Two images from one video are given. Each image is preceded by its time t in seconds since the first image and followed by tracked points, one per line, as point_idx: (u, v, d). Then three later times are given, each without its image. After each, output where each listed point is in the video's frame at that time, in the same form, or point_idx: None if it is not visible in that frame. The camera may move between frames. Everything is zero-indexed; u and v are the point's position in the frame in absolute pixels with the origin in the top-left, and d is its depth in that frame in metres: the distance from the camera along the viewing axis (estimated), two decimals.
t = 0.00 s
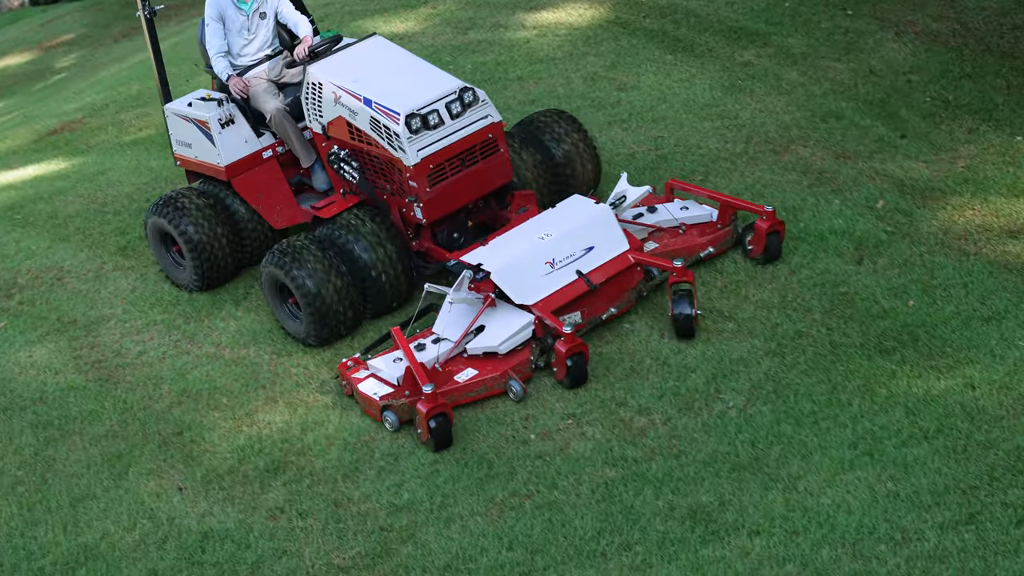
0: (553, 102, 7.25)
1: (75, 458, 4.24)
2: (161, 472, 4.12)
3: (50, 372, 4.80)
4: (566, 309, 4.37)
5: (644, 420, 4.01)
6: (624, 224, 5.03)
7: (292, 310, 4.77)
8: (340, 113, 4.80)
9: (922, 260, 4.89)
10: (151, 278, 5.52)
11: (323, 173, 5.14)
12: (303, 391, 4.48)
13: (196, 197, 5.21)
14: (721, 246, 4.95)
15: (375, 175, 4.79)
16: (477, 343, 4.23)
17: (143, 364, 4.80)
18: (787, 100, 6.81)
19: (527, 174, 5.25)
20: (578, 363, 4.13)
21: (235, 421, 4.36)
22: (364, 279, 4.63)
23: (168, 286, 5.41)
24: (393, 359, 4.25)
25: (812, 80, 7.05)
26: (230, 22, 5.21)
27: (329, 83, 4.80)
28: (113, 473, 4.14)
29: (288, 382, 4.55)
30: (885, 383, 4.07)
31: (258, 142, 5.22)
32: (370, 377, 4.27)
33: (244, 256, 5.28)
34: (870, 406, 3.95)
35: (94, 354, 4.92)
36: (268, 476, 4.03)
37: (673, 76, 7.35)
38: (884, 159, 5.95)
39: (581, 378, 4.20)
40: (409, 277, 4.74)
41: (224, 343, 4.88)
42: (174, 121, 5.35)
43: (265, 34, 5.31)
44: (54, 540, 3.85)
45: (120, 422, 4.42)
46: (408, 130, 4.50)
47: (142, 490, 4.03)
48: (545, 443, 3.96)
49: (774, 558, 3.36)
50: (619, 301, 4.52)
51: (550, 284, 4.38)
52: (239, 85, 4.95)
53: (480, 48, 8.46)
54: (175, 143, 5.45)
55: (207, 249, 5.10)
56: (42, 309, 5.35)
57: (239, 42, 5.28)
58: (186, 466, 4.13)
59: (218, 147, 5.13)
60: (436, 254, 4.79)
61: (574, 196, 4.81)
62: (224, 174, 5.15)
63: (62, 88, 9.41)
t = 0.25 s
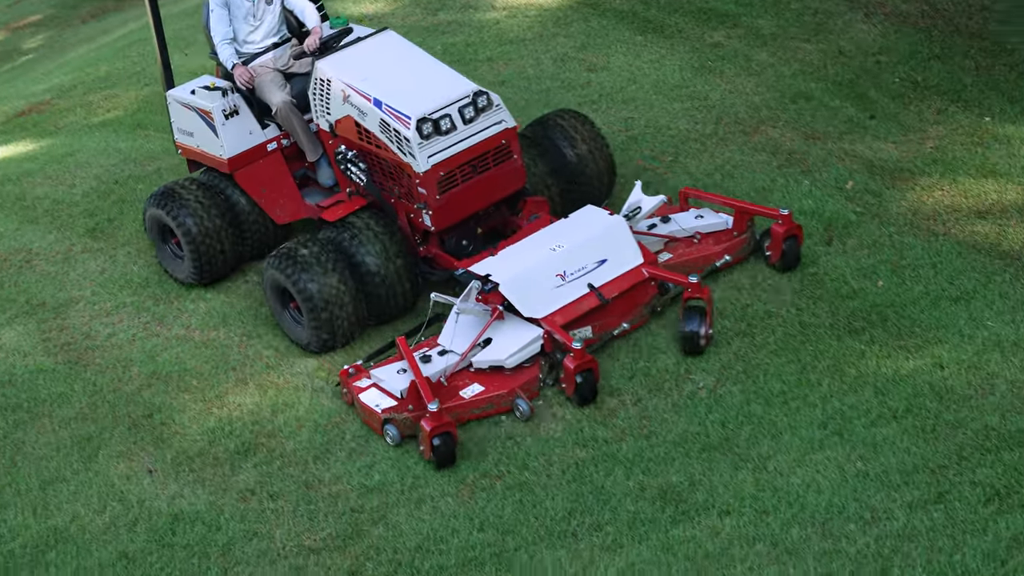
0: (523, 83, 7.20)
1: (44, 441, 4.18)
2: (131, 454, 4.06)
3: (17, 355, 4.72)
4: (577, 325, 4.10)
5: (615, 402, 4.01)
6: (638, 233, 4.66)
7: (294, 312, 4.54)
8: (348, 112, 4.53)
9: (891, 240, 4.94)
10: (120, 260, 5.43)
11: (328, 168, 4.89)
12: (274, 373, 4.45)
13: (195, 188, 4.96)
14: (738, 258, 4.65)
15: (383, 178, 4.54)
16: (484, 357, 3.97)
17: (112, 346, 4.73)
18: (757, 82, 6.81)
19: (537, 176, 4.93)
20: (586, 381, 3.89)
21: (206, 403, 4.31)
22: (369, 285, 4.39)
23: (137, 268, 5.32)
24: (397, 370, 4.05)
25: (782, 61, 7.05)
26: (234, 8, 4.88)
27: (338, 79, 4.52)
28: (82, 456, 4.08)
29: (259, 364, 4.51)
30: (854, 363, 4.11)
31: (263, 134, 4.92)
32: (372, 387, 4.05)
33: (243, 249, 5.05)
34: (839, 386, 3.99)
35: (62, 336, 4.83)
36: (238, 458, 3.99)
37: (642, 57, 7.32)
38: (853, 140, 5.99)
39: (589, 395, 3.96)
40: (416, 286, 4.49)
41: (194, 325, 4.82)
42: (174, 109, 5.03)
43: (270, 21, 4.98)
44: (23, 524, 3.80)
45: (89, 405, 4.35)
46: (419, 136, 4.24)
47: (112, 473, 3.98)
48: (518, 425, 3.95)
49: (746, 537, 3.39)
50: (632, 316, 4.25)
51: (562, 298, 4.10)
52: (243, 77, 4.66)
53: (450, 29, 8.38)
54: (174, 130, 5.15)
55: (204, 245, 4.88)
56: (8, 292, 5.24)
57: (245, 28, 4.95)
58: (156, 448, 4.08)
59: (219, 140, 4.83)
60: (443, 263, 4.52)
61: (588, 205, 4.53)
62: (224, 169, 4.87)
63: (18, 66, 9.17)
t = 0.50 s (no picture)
0: (501, 60, 7.15)
1: (21, 419, 4.14)
2: (109, 432, 4.03)
3: None
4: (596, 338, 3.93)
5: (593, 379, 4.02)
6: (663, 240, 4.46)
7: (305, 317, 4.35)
8: (370, 110, 4.38)
9: (868, 217, 4.96)
10: (96, 238, 5.36)
11: (344, 163, 4.75)
12: (252, 351, 4.42)
13: (206, 182, 4.78)
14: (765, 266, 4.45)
15: (401, 179, 4.38)
16: (499, 371, 3.80)
17: (90, 324, 4.68)
18: (734, 59, 6.80)
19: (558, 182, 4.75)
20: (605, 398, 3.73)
21: (184, 381, 4.29)
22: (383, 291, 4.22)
23: (114, 246, 5.26)
24: (407, 383, 3.85)
25: (760, 37, 7.03)
26: None
27: (362, 75, 4.37)
28: (59, 434, 4.04)
29: (236, 342, 4.48)
30: (831, 340, 4.13)
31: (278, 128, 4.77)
32: (381, 401, 3.86)
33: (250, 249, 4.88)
34: (816, 363, 4.01)
35: (39, 314, 4.78)
36: (216, 436, 3.97)
37: (620, 34, 7.28)
38: (830, 117, 6.00)
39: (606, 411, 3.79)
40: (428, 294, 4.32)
41: (171, 303, 4.78)
42: (186, 98, 4.86)
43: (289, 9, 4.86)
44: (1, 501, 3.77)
45: (66, 383, 4.32)
46: (444, 139, 4.09)
47: (89, 451, 3.94)
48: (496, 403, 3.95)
49: (723, 512, 3.41)
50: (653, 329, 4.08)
51: (580, 308, 3.94)
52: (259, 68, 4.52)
53: (426, 5, 8.28)
54: (186, 121, 4.98)
55: (214, 241, 4.70)
56: None
57: (262, 16, 4.81)
58: (134, 426, 4.05)
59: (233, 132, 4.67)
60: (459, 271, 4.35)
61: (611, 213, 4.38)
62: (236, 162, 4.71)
63: None
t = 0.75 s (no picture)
0: (481, 39, 7.10)
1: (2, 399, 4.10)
2: (90, 412, 4.00)
3: None
4: (623, 348, 3.78)
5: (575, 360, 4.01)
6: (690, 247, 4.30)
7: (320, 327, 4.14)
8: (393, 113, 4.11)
9: (849, 196, 4.97)
10: (76, 218, 5.29)
11: (362, 165, 4.48)
12: (232, 331, 4.39)
13: (216, 181, 4.58)
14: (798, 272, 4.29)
15: (424, 186, 4.12)
16: (524, 385, 3.65)
17: (70, 304, 4.63)
18: (715, 37, 6.76)
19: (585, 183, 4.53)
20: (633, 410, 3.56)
21: (164, 361, 4.25)
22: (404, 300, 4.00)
23: (93, 227, 5.19)
24: (427, 400, 3.69)
25: (740, 16, 6.99)
26: None
27: (386, 75, 4.11)
28: (40, 415, 4.00)
29: (217, 322, 4.45)
30: (812, 319, 4.15)
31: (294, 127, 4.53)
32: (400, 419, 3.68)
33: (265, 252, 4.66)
34: (797, 342, 4.03)
35: (17, 295, 4.72)
36: (197, 416, 3.94)
37: (601, 13, 7.22)
38: (810, 96, 5.99)
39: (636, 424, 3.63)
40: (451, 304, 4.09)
41: (151, 283, 4.73)
42: (198, 94, 4.68)
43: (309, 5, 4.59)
44: None
45: (47, 363, 4.27)
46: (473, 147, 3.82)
47: (70, 431, 3.91)
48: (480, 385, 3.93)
49: (705, 490, 3.42)
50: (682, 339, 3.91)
51: (605, 319, 3.77)
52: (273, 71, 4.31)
53: None
54: (199, 118, 4.79)
55: (226, 243, 4.50)
56: None
57: (280, 10, 4.56)
58: (115, 406, 4.02)
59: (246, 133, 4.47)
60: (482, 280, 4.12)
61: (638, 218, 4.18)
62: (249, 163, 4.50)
63: None
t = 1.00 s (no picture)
0: (463, 14, 7.02)
1: None
2: (71, 388, 3.96)
3: None
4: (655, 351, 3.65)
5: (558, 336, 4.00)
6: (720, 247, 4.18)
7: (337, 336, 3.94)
8: (410, 113, 3.96)
9: (831, 172, 4.97)
10: (56, 194, 5.21)
11: (380, 164, 4.31)
12: (214, 307, 4.36)
13: (231, 179, 4.38)
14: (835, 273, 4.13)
15: (445, 189, 3.95)
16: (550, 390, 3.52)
17: (51, 280, 4.57)
18: (697, 13, 6.71)
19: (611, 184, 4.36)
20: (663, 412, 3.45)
21: (146, 337, 4.21)
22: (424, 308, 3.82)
23: (74, 202, 5.12)
24: (450, 411, 3.54)
25: None
26: None
27: (402, 73, 3.95)
28: (21, 391, 3.97)
29: (198, 298, 4.41)
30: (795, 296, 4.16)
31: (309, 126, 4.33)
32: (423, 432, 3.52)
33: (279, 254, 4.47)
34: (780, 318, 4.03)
35: None
36: (179, 392, 3.91)
37: None
38: (792, 71, 5.97)
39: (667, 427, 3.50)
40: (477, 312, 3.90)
41: (132, 260, 4.67)
42: (212, 90, 4.47)
43: None
44: None
45: (28, 340, 4.22)
46: (494, 150, 3.67)
47: (52, 408, 3.87)
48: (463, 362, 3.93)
49: (688, 465, 3.43)
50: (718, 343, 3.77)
51: (635, 319, 3.65)
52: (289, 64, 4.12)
53: None
54: (213, 114, 4.57)
55: (241, 244, 4.30)
56: None
57: (298, 5, 4.37)
58: (97, 382, 3.98)
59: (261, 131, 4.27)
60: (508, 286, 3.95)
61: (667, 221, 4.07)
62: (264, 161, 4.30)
63: None
